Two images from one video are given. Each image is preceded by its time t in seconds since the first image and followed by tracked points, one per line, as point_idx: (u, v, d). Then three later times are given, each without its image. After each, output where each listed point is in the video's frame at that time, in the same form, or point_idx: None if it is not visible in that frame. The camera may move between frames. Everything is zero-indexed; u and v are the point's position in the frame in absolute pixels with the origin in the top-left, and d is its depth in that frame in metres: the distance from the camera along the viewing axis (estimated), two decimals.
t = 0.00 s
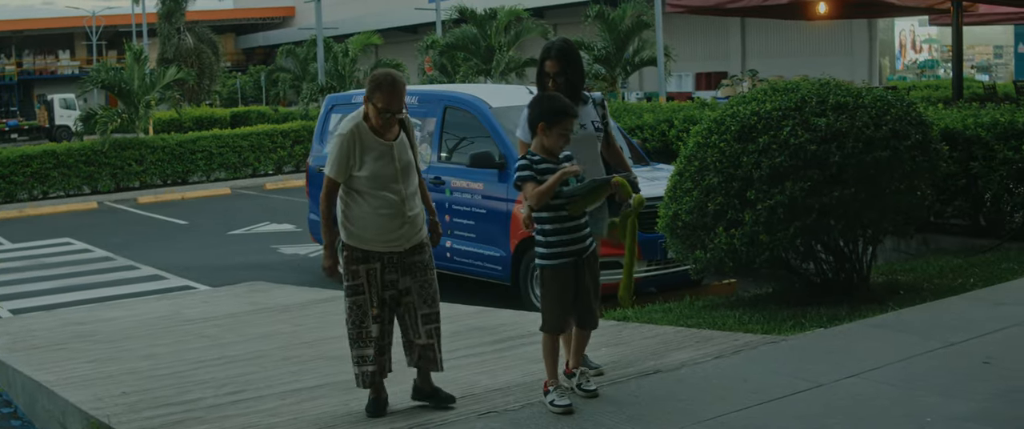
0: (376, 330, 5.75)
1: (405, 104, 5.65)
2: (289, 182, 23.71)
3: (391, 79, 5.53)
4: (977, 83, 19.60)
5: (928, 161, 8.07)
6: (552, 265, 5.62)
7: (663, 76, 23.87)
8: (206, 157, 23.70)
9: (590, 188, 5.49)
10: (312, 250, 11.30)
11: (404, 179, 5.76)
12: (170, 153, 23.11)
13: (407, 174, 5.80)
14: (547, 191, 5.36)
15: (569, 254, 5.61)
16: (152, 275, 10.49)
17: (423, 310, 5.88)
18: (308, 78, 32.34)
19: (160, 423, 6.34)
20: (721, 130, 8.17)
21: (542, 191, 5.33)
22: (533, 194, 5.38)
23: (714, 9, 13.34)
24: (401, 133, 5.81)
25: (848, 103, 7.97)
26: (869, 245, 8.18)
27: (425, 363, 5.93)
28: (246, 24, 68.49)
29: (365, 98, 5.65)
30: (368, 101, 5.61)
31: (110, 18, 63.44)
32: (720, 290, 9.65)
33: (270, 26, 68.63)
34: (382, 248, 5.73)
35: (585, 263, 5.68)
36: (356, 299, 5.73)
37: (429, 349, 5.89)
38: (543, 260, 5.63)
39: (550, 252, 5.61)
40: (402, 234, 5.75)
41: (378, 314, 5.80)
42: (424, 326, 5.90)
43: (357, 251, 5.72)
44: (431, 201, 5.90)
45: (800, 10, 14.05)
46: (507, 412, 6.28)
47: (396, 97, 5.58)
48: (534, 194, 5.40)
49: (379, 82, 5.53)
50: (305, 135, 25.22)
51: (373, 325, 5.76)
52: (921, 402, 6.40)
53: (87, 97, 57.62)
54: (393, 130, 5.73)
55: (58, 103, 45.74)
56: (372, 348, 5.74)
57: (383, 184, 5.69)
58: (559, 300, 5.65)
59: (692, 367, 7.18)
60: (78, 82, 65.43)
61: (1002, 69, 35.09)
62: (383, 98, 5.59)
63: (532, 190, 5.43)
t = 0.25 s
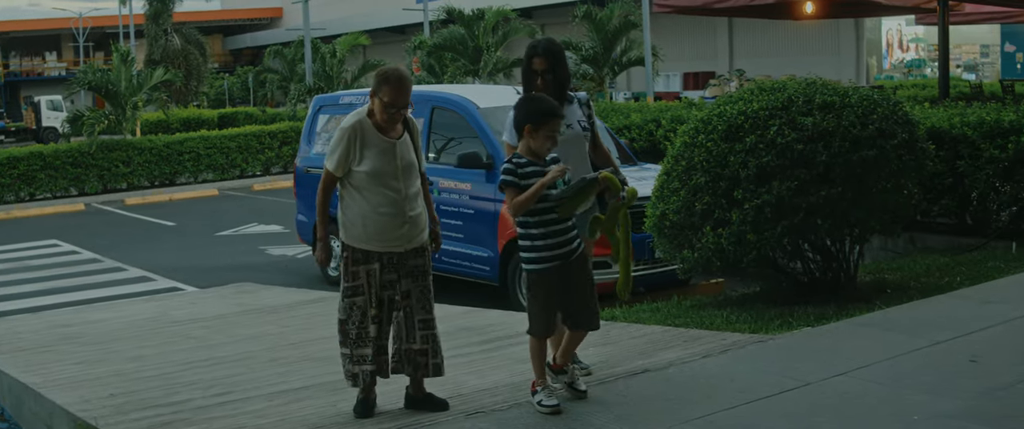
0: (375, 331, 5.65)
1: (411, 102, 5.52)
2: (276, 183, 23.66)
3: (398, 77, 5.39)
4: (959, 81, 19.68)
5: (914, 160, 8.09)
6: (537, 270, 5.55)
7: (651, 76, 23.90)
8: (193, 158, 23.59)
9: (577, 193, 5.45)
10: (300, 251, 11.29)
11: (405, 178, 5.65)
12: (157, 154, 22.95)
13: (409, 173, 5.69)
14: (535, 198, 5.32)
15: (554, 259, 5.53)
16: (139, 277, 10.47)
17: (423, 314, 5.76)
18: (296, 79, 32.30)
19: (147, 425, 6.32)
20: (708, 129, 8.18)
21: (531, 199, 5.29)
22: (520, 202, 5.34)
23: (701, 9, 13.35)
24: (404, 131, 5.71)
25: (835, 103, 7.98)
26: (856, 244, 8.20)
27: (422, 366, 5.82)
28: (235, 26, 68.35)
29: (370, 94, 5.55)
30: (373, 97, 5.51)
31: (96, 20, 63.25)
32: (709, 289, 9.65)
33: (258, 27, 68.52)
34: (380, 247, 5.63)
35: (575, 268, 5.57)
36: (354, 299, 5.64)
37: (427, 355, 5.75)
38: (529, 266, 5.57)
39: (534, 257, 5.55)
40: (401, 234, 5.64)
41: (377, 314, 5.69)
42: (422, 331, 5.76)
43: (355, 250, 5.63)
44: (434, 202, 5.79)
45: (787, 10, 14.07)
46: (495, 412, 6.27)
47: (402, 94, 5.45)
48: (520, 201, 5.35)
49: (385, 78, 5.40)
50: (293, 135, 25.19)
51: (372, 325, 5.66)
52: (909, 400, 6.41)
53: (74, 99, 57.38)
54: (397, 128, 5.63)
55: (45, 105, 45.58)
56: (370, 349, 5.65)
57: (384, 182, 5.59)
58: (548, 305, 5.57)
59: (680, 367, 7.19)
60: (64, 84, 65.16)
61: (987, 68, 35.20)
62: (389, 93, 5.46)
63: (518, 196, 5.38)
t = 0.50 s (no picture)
0: (379, 329, 5.49)
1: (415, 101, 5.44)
2: (264, 185, 23.61)
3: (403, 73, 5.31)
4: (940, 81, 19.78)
5: (899, 159, 8.11)
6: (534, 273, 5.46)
7: (638, 76, 23.93)
8: (181, 160, 23.49)
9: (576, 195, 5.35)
10: (287, 252, 11.27)
11: (405, 177, 5.56)
12: (144, 155, 22.80)
13: (410, 172, 5.60)
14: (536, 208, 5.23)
15: (551, 261, 5.44)
16: (126, 279, 10.44)
17: (420, 312, 5.63)
18: (283, 80, 32.28)
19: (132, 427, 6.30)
20: (694, 129, 8.19)
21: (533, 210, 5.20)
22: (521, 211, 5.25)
23: (687, 8, 13.37)
24: (407, 131, 5.63)
25: (821, 102, 7.99)
26: (842, 243, 8.21)
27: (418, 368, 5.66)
28: (223, 27, 68.20)
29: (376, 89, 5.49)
30: (378, 92, 5.44)
31: (82, 21, 63.15)
32: (696, 288, 9.63)
33: (245, 28, 68.36)
34: (375, 245, 5.51)
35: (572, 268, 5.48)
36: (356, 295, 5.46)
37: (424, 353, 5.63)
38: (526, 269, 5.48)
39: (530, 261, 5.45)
40: (398, 233, 5.53)
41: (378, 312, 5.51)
42: (419, 330, 5.63)
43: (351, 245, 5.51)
44: (434, 204, 5.69)
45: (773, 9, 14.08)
46: (482, 412, 6.26)
47: (406, 92, 5.37)
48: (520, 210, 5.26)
49: (390, 74, 5.33)
50: (280, 136, 25.15)
51: (375, 322, 5.49)
52: (896, 398, 6.43)
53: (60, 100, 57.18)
54: (400, 126, 5.55)
55: (32, 107, 45.46)
56: (375, 345, 5.48)
57: (383, 179, 5.50)
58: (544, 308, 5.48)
59: (667, 366, 7.19)
60: (50, 85, 64.92)
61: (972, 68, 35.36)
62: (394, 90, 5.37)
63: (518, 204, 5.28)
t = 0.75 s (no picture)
0: (377, 326, 5.47)
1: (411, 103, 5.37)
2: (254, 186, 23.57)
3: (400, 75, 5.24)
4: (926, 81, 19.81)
5: (888, 158, 8.12)
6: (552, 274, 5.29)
7: (627, 75, 23.96)
8: (171, 161, 23.43)
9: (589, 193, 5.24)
10: (278, 253, 11.26)
11: (399, 178, 5.49)
12: (134, 157, 22.73)
13: (405, 173, 5.53)
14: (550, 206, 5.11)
15: (569, 260, 5.29)
16: (116, 280, 10.43)
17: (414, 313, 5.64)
18: (273, 80, 32.27)
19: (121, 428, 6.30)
20: (684, 129, 8.21)
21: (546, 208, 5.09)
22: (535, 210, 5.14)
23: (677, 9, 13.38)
24: (405, 131, 5.55)
25: (810, 102, 8.00)
26: (832, 242, 8.22)
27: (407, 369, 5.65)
28: (214, 27, 68.05)
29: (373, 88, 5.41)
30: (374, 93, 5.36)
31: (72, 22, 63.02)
32: (686, 288, 9.59)
33: (235, 28, 68.22)
34: (367, 246, 5.47)
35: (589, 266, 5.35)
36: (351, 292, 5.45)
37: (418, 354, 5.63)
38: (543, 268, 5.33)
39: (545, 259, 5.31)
40: (389, 234, 5.48)
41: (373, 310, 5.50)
42: (411, 332, 5.64)
43: (343, 245, 5.47)
44: (429, 206, 5.62)
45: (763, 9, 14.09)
46: (472, 412, 6.26)
47: (402, 94, 5.30)
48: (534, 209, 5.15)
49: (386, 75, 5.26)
50: (270, 137, 25.12)
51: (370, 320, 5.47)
52: (885, 397, 6.44)
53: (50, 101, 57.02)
54: (396, 127, 5.47)
55: (21, 108, 45.33)
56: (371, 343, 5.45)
57: (376, 180, 5.43)
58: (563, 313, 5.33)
59: (657, 366, 7.20)
60: (40, 86, 64.74)
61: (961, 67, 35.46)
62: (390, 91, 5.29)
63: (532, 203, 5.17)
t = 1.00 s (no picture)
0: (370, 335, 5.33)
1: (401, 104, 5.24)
2: (247, 187, 23.54)
3: (388, 76, 5.11)
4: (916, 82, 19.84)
5: (880, 159, 8.14)
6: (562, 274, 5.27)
7: (620, 76, 23.97)
8: (163, 163, 23.40)
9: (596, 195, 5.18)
10: (271, 255, 11.25)
11: (394, 180, 5.36)
12: (127, 158, 22.69)
13: (400, 175, 5.40)
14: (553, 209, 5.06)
15: (578, 260, 5.27)
16: (109, 283, 10.41)
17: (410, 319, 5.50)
18: (266, 82, 32.27)
19: None
20: (677, 130, 8.22)
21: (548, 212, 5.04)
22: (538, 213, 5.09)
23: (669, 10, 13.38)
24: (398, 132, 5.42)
25: (802, 103, 8.01)
26: (824, 243, 8.23)
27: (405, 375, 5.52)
28: (206, 29, 67.95)
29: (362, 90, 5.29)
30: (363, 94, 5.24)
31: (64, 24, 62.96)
32: (679, 289, 9.53)
33: (226, 30, 68.09)
34: (364, 250, 5.33)
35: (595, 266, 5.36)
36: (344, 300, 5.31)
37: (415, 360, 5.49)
38: (551, 268, 5.30)
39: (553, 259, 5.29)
40: (386, 238, 5.34)
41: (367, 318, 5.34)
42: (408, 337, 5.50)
43: (339, 251, 5.34)
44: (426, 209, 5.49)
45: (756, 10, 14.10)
46: (466, 414, 6.23)
47: (392, 94, 5.17)
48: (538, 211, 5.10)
49: (375, 76, 5.13)
50: (263, 139, 25.11)
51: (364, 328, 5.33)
52: (877, 398, 6.45)
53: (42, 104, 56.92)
54: (388, 128, 5.35)
55: (13, 110, 45.26)
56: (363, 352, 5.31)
57: (370, 183, 5.31)
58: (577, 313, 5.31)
59: (650, 367, 7.20)
60: (32, 88, 64.62)
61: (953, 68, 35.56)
62: (378, 93, 5.17)
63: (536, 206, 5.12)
